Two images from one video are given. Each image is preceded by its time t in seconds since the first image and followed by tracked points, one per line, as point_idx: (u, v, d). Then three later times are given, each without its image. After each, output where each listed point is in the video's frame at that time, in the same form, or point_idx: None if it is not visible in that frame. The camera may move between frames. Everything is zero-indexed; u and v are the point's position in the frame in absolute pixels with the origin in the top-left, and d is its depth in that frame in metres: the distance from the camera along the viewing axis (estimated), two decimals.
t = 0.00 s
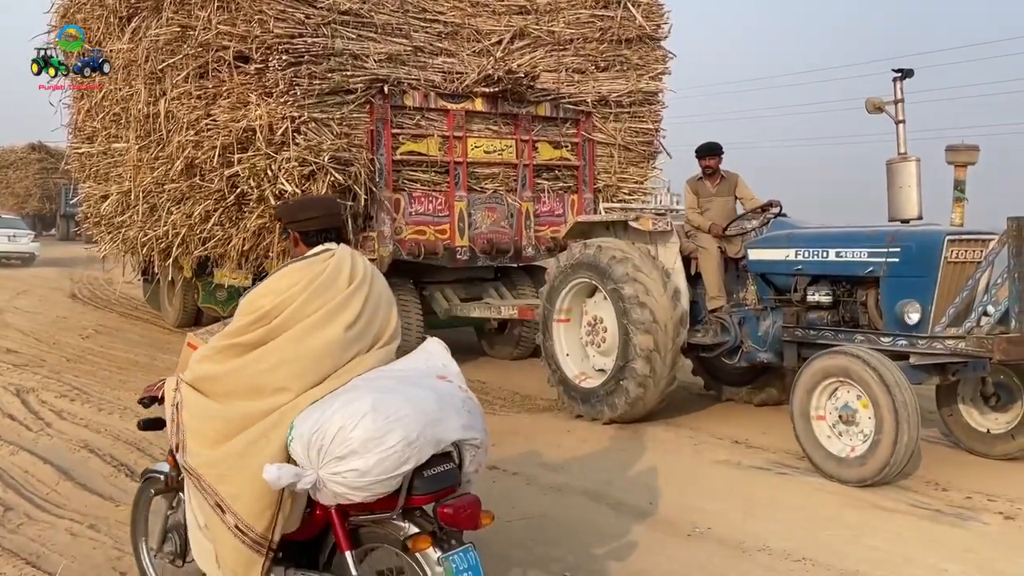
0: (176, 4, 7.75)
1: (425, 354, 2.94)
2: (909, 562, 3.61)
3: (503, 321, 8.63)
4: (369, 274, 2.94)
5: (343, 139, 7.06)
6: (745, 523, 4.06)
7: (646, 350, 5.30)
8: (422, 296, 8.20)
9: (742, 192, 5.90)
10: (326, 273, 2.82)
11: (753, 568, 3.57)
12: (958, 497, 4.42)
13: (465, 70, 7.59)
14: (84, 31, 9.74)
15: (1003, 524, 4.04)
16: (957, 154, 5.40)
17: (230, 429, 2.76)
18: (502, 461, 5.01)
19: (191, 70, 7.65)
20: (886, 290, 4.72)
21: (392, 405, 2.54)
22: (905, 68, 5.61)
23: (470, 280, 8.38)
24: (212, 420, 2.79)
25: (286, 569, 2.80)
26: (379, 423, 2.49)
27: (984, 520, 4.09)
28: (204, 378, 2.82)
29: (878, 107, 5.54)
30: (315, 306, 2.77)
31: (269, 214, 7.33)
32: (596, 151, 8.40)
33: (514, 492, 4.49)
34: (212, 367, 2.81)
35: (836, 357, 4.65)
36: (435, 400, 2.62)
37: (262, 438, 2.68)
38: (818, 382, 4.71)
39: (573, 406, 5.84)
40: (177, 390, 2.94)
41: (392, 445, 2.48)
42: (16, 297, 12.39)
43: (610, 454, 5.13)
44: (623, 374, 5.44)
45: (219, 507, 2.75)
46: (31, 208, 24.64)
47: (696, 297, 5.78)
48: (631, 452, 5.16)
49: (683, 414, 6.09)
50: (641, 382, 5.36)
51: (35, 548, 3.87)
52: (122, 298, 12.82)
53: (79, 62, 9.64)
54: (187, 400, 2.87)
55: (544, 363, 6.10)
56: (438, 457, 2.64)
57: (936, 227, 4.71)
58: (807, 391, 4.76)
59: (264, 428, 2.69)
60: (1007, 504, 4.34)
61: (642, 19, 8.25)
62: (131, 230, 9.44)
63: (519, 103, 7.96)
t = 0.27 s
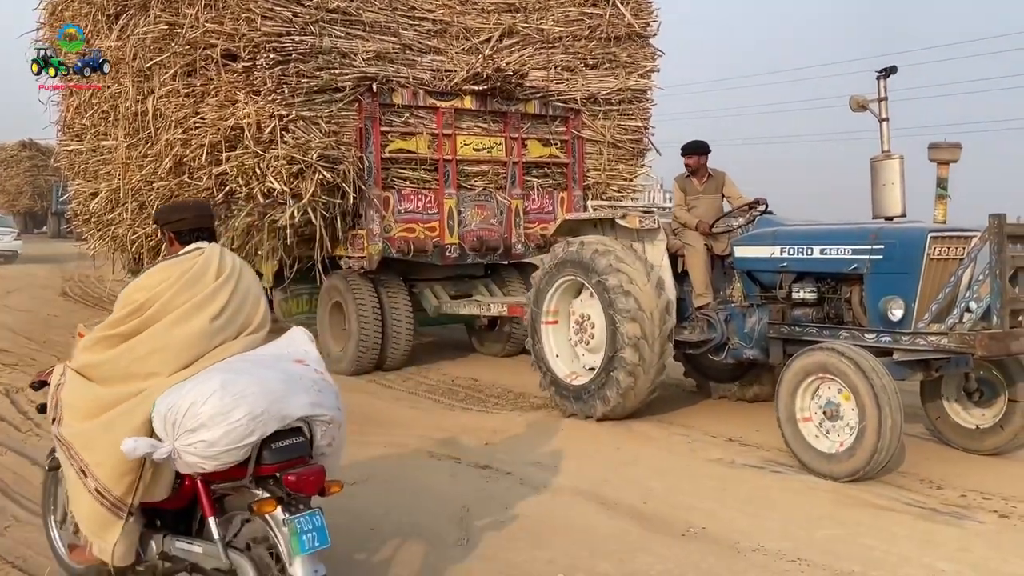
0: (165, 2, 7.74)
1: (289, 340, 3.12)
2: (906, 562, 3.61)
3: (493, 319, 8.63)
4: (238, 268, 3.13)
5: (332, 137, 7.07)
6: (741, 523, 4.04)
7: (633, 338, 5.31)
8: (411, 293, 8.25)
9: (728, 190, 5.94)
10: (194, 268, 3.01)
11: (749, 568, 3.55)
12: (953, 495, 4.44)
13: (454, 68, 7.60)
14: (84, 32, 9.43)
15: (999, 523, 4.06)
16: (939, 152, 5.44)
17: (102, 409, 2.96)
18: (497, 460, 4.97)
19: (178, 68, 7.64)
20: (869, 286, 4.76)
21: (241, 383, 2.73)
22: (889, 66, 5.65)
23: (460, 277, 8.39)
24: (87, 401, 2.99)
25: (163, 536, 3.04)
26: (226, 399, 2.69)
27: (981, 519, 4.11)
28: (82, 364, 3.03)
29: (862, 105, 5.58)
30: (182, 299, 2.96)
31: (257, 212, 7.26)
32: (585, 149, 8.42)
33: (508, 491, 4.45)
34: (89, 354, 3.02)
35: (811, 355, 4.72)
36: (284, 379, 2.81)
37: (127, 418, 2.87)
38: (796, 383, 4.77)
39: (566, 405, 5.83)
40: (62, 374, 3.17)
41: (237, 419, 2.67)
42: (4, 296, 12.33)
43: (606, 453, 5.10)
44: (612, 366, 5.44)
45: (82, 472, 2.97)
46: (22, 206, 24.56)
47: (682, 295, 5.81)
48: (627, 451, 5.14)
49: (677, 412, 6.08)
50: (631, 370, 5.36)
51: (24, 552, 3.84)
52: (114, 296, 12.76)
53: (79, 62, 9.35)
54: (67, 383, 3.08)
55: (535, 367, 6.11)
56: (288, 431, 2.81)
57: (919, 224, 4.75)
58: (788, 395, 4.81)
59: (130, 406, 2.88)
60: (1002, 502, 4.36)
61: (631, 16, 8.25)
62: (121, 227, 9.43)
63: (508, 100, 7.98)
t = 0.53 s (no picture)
0: None
1: (178, 333, 3.43)
2: (900, 560, 3.54)
3: (481, 315, 8.64)
4: (132, 269, 3.46)
5: (318, 134, 7.06)
6: (734, 521, 3.96)
7: (618, 326, 5.35)
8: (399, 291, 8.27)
9: (713, 187, 5.95)
10: (93, 268, 3.35)
11: (742, 566, 3.48)
12: (946, 492, 4.40)
13: (441, 66, 7.62)
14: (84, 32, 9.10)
15: (992, 521, 4.01)
16: (920, 149, 5.48)
17: None
18: (488, 459, 4.88)
19: (165, 66, 7.64)
20: (852, 282, 4.80)
21: (122, 369, 3.04)
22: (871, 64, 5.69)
23: (448, 274, 8.41)
24: None
25: (63, 509, 3.43)
26: (106, 383, 2.99)
27: (973, 516, 4.06)
28: None
29: (844, 103, 5.60)
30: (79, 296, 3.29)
31: (243, 210, 7.31)
32: (573, 146, 8.43)
33: (498, 490, 4.36)
34: None
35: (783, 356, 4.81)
36: (165, 366, 3.12)
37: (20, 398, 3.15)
38: (774, 386, 4.83)
39: (558, 404, 5.81)
40: None
41: (116, 401, 2.98)
42: None
43: (599, 452, 5.02)
44: (599, 356, 5.45)
45: None
46: (12, 204, 24.44)
47: (668, 292, 5.87)
48: (620, 450, 5.07)
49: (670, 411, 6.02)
50: (618, 358, 5.37)
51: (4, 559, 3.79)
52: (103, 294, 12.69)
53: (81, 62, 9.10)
54: None
55: (525, 370, 6.11)
56: (167, 414, 3.12)
57: (900, 221, 4.79)
58: (769, 399, 4.86)
59: (25, 389, 3.17)
60: (996, 499, 4.32)
61: (618, 14, 8.27)
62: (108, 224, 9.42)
63: (496, 97, 7.98)
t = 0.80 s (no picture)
0: None
1: (86, 319, 3.73)
2: (899, 555, 3.53)
3: (471, 310, 8.66)
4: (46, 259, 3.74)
5: (308, 130, 7.05)
6: (731, 517, 3.93)
7: (606, 310, 5.39)
8: (389, 286, 8.28)
9: (701, 182, 5.96)
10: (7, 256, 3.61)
11: (739, 562, 3.46)
12: (943, 487, 4.40)
13: (431, 61, 7.63)
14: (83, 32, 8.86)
15: (989, 515, 4.01)
16: (905, 144, 5.54)
17: None
18: (484, 454, 4.82)
19: (153, 61, 7.61)
20: (838, 276, 4.83)
21: (26, 347, 3.33)
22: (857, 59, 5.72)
23: (438, 270, 8.42)
24: None
25: None
26: (11, 359, 3.27)
27: (971, 511, 4.07)
28: None
29: (831, 98, 5.63)
30: None
31: (233, 205, 7.32)
32: (563, 141, 8.44)
33: (495, 484, 4.31)
34: None
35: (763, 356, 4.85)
36: (69, 345, 3.43)
37: None
38: (757, 384, 4.87)
39: (552, 399, 5.79)
40: None
41: (20, 375, 3.27)
42: None
43: (595, 447, 4.99)
44: (589, 342, 5.47)
45: None
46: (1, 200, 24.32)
47: (657, 287, 5.87)
48: (616, 446, 5.04)
49: (665, 407, 6.01)
50: (608, 342, 5.39)
51: None
52: (93, 290, 12.60)
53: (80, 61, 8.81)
54: None
55: (517, 370, 6.09)
56: (71, 391, 3.42)
57: (885, 215, 4.83)
58: (755, 399, 4.88)
59: None
60: (994, 494, 4.33)
61: (608, 8, 8.26)
62: (98, 219, 9.40)
63: (485, 92, 7.98)
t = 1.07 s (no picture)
0: None
1: (18, 309, 3.81)
2: (900, 553, 3.51)
3: (464, 307, 8.69)
4: None
5: (300, 127, 7.06)
6: (732, 515, 3.90)
7: (595, 297, 5.43)
8: (382, 283, 8.31)
9: (690, 180, 5.99)
10: None
11: (742, 560, 3.43)
12: (942, 485, 4.40)
13: (422, 58, 7.63)
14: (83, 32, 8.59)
15: (990, 513, 4.01)
16: (891, 141, 5.60)
17: None
18: (483, 452, 4.77)
19: (145, 58, 7.62)
20: (825, 272, 4.88)
21: None
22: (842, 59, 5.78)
23: (429, 267, 8.44)
24: None
25: None
26: None
27: (970, 509, 4.06)
28: None
29: (818, 96, 5.68)
30: None
31: (225, 203, 7.33)
32: (554, 139, 8.47)
33: (495, 481, 4.26)
34: None
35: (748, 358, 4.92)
36: None
37: None
38: (746, 387, 4.92)
39: (550, 396, 5.78)
40: None
41: None
42: None
43: (595, 446, 4.95)
44: (581, 332, 5.49)
45: None
46: None
47: (647, 284, 5.90)
48: (615, 443, 5.01)
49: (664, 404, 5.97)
50: (600, 329, 5.41)
51: None
52: (85, 287, 12.55)
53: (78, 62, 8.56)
54: None
55: (513, 374, 6.10)
56: (1, 376, 3.51)
57: (872, 211, 4.88)
58: (745, 402, 4.93)
59: None
60: (994, 492, 4.32)
61: (599, 6, 8.27)
62: (89, 216, 9.39)
63: (477, 90, 8.03)
